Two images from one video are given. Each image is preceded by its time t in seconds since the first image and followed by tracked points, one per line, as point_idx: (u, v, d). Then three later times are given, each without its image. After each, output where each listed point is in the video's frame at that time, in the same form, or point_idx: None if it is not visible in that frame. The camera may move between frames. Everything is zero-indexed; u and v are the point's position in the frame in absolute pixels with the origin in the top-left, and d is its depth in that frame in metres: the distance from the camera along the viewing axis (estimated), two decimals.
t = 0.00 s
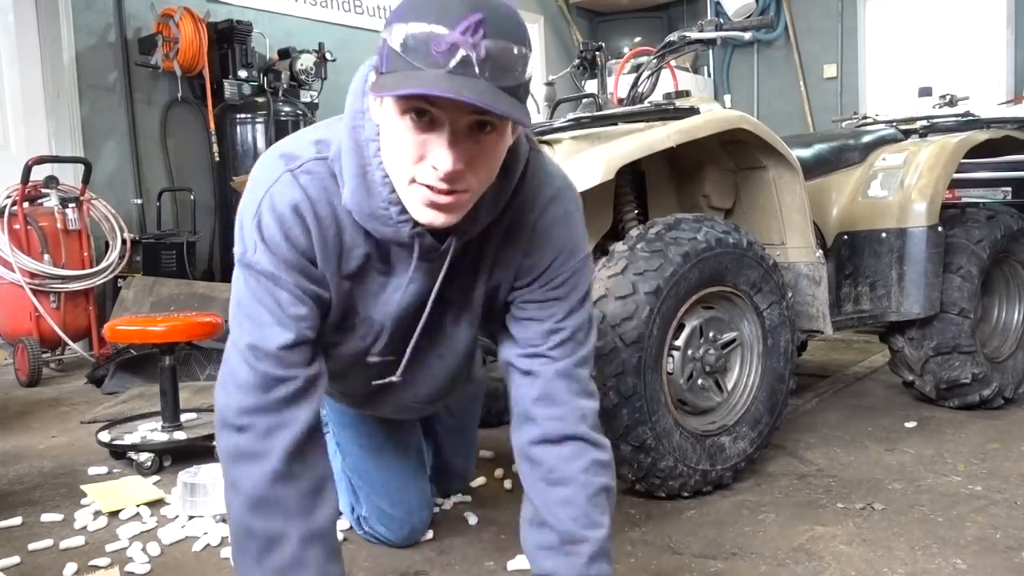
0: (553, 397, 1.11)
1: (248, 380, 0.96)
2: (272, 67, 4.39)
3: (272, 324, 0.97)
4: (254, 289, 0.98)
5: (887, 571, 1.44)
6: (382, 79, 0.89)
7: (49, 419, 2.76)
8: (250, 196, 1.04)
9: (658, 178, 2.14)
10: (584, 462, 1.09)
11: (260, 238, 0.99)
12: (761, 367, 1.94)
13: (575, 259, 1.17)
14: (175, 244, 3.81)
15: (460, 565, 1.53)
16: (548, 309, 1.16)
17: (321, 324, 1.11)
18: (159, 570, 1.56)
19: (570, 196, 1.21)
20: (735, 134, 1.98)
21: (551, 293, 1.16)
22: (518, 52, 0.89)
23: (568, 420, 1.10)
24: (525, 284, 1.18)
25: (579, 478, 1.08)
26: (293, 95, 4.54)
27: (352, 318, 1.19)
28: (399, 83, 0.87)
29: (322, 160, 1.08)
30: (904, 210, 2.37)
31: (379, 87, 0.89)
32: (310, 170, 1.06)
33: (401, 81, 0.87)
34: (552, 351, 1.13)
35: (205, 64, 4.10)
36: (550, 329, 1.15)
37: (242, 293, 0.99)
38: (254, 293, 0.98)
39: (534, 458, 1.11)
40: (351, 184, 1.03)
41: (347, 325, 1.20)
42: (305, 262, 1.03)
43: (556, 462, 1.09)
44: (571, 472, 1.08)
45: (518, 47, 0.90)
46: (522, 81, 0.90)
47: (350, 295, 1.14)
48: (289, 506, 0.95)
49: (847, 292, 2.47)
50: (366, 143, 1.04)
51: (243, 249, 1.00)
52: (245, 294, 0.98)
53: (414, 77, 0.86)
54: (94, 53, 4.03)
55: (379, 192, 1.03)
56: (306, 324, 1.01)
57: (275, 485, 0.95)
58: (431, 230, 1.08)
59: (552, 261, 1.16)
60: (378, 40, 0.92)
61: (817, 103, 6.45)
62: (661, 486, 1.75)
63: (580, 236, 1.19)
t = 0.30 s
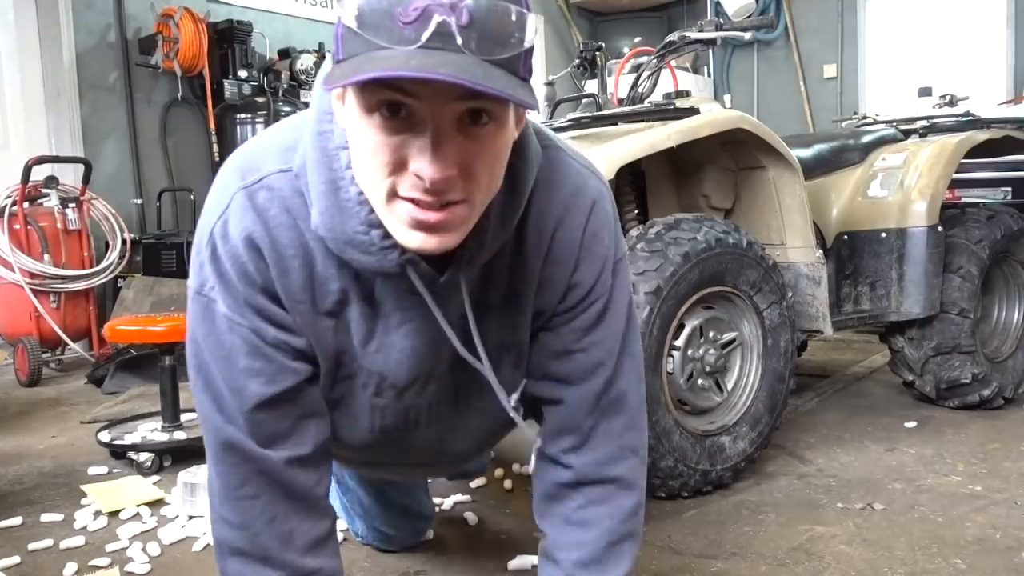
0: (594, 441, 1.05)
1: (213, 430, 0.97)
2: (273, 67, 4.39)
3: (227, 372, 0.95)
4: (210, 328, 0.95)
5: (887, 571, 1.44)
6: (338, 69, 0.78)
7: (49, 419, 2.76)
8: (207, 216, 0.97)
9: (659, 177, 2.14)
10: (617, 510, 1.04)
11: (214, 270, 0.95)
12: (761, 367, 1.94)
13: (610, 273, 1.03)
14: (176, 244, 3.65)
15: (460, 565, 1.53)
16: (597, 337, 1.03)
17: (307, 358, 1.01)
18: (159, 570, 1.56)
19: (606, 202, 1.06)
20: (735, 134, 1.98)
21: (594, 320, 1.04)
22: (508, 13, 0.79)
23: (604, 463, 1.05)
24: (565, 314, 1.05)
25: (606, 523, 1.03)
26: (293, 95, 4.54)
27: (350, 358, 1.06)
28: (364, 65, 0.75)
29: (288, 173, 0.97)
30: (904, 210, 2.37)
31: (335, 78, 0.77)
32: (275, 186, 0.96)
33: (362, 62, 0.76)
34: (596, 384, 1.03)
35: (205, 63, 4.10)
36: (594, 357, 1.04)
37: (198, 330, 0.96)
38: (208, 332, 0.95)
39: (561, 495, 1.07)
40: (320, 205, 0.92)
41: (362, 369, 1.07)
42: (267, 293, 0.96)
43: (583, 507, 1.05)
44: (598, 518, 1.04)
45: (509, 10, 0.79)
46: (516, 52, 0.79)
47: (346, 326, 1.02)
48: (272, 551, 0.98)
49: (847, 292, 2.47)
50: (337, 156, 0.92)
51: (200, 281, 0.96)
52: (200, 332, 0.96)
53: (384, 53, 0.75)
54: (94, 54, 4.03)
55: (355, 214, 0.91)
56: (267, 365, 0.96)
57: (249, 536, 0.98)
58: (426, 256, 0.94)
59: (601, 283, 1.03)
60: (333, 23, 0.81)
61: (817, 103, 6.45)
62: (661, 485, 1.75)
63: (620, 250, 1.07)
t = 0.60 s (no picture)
0: (614, 470, 1.05)
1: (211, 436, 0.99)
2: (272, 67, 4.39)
3: (224, 382, 0.96)
4: (210, 337, 0.97)
5: (887, 571, 1.44)
6: (346, 85, 0.77)
7: (49, 420, 2.76)
8: (210, 224, 0.99)
9: (659, 177, 2.14)
10: (635, 538, 1.05)
11: (213, 280, 0.96)
12: (761, 367, 1.94)
13: (626, 296, 1.03)
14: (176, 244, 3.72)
15: (460, 566, 1.53)
16: (617, 361, 1.04)
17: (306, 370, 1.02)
18: (159, 570, 1.56)
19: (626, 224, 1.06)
20: (735, 134, 1.98)
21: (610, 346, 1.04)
22: (522, 22, 0.78)
23: (626, 490, 1.05)
24: (581, 336, 1.05)
25: (621, 552, 1.03)
26: (293, 95, 4.54)
27: (351, 376, 1.07)
28: (376, 81, 0.75)
29: (290, 185, 0.97)
30: (904, 210, 2.37)
31: (342, 96, 0.76)
32: (276, 198, 0.96)
33: (372, 80, 0.75)
34: (618, 411, 1.04)
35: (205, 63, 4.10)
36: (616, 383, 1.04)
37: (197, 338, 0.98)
38: (208, 340, 0.97)
39: (579, 522, 1.07)
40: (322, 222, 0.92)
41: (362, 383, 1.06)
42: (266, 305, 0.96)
43: (601, 535, 1.05)
44: (616, 546, 1.04)
45: (522, 19, 0.78)
46: (529, 61, 0.79)
47: (346, 341, 1.02)
48: (271, 558, 0.99)
49: (847, 292, 2.47)
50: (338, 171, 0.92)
51: (202, 290, 0.98)
52: (200, 340, 0.97)
53: (397, 66, 0.75)
54: (94, 54, 4.03)
55: (355, 229, 0.91)
56: (265, 376, 0.97)
57: (248, 543, 0.99)
58: (430, 276, 0.93)
59: (617, 306, 1.03)
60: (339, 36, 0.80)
61: (817, 103, 6.45)
62: (662, 485, 1.75)
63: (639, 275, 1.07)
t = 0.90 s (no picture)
0: (613, 462, 1.05)
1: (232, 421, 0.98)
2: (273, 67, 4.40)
3: (250, 367, 0.97)
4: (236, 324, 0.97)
5: (886, 571, 1.44)
6: (370, 78, 0.78)
7: (49, 420, 2.76)
8: (237, 214, 0.99)
9: (659, 177, 2.14)
10: (635, 537, 1.04)
11: (239, 267, 0.96)
12: (761, 367, 1.95)
13: (628, 286, 1.03)
14: (177, 244, 3.81)
15: (460, 565, 1.53)
16: (617, 349, 1.04)
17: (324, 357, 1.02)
18: (159, 570, 1.56)
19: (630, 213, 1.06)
20: (735, 134, 1.98)
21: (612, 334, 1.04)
22: (539, 21, 0.79)
23: (626, 486, 1.05)
24: (585, 322, 1.06)
25: (622, 551, 1.03)
26: (293, 95, 4.54)
27: (367, 361, 1.06)
28: (400, 75, 0.75)
29: (313, 175, 0.97)
30: (904, 211, 2.37)
31: (367, 88, 0.77)
32: (300, 187, 0.96)
33: (395, 75, 0.75)
34: (617, 401, 1.04)
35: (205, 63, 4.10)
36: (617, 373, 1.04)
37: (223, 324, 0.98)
38: (233, 327, 0.97)
39: (578, 519, 1.06)
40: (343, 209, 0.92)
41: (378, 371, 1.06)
42: (289, 291, 0.97)
43: (602, 533, 1.05)
44: (617, 544, 1.03)
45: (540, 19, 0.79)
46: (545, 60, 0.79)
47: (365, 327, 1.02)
48: (281, 546, 1.00)
49: (847, 292, 2.47)
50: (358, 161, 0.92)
51: (228, 277, 0.98)
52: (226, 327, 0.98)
53: (420, 60, 0.75)
54: (94, 53, 4.03)
55: (374, 217, 0.91)
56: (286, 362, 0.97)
57: (260, 530, 0.99)
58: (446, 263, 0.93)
59: (618, 296, 1.03)
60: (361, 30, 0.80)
61: (817, 103, 6.45)
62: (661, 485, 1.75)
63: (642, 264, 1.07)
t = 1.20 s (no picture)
0: (598, 451, 1.04)
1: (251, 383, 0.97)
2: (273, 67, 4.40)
3: (273, 325, 0.97)
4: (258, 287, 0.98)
5: (886, 571, 1.44)
6: (396, 62, 0.83)
7: (49, 420, 2.76)
8: (261, 191, 1.03)
9: (659, 177, 2.14)
10: (620, 528, 1.03)
11: (264, 236, 0.98)
12: (761, 367, 1.95)
13: (607, 266, 1.05)
14: (176, 244, 3.82)
15: (460, 565, 1.53)
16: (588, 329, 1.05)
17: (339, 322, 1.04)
18: (159, 569, 1.57)
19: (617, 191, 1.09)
20: (736, 134, 1.98)
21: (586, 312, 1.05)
22: (547, 17, 0.84)
23: (610, 473, 1.04)
24: (564, 295, 1.07)
25: (608, 543, 1.02)
26: (293, 95, 4.54)
27: (382, 322, 1.09)
28: (424, 62, 0.81)
29: (329, 153, 1.02)
30: (904, 211, 2.37)
31: (394, 71, 0.82)
32: (317, 163, 1.01)
33: (421, 62, 0.81)
34: (591, 381, 1.03)
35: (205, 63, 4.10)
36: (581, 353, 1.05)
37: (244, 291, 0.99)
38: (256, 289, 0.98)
39: (565, 509, 1.06)
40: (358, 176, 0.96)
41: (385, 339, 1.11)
42: (309, 257, 0.99)
43: (588, 524, 1.04)
44: (605, 536, 1.03)
45: (547, 14, 0.85)
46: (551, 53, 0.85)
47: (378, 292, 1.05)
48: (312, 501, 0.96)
49: (847, 292, 2.47)
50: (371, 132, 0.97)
51: (253, 248, 0.99)
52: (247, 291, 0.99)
53: (449, 55, 0.81)
54: (94, 53, 4.03)
55: (384, 184, 0.95)
56: (308, 320, 0.98)
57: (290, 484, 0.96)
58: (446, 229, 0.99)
59: (593, 274, 1.05)
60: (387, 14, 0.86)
61: (817, 103, 6.45)
62: (661, 485, 1.75)
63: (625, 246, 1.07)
